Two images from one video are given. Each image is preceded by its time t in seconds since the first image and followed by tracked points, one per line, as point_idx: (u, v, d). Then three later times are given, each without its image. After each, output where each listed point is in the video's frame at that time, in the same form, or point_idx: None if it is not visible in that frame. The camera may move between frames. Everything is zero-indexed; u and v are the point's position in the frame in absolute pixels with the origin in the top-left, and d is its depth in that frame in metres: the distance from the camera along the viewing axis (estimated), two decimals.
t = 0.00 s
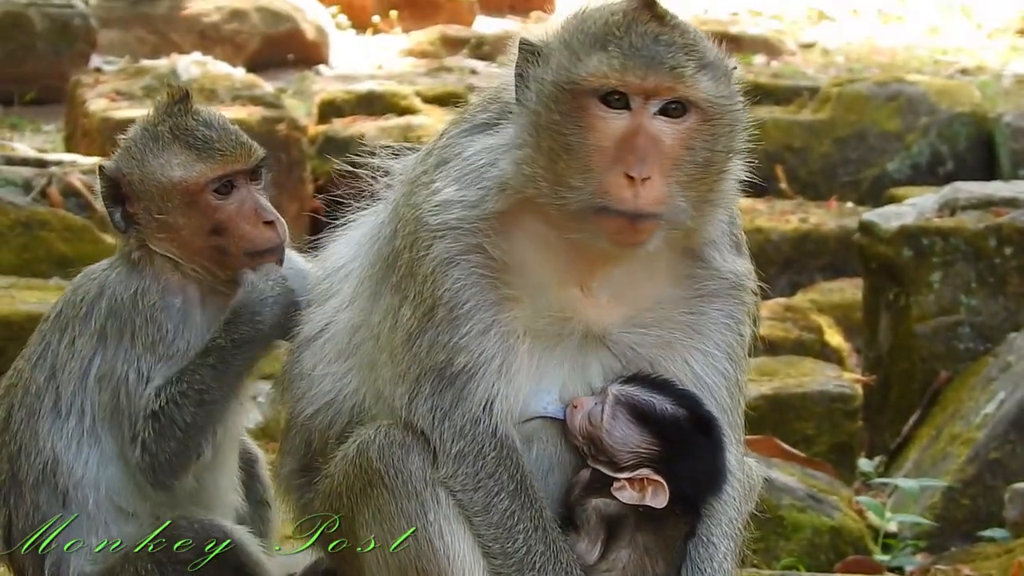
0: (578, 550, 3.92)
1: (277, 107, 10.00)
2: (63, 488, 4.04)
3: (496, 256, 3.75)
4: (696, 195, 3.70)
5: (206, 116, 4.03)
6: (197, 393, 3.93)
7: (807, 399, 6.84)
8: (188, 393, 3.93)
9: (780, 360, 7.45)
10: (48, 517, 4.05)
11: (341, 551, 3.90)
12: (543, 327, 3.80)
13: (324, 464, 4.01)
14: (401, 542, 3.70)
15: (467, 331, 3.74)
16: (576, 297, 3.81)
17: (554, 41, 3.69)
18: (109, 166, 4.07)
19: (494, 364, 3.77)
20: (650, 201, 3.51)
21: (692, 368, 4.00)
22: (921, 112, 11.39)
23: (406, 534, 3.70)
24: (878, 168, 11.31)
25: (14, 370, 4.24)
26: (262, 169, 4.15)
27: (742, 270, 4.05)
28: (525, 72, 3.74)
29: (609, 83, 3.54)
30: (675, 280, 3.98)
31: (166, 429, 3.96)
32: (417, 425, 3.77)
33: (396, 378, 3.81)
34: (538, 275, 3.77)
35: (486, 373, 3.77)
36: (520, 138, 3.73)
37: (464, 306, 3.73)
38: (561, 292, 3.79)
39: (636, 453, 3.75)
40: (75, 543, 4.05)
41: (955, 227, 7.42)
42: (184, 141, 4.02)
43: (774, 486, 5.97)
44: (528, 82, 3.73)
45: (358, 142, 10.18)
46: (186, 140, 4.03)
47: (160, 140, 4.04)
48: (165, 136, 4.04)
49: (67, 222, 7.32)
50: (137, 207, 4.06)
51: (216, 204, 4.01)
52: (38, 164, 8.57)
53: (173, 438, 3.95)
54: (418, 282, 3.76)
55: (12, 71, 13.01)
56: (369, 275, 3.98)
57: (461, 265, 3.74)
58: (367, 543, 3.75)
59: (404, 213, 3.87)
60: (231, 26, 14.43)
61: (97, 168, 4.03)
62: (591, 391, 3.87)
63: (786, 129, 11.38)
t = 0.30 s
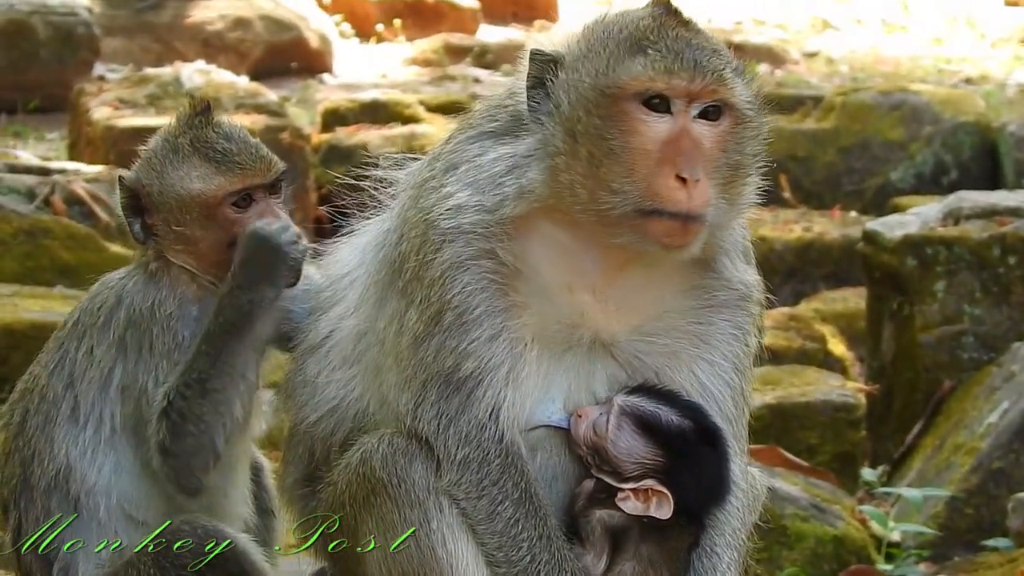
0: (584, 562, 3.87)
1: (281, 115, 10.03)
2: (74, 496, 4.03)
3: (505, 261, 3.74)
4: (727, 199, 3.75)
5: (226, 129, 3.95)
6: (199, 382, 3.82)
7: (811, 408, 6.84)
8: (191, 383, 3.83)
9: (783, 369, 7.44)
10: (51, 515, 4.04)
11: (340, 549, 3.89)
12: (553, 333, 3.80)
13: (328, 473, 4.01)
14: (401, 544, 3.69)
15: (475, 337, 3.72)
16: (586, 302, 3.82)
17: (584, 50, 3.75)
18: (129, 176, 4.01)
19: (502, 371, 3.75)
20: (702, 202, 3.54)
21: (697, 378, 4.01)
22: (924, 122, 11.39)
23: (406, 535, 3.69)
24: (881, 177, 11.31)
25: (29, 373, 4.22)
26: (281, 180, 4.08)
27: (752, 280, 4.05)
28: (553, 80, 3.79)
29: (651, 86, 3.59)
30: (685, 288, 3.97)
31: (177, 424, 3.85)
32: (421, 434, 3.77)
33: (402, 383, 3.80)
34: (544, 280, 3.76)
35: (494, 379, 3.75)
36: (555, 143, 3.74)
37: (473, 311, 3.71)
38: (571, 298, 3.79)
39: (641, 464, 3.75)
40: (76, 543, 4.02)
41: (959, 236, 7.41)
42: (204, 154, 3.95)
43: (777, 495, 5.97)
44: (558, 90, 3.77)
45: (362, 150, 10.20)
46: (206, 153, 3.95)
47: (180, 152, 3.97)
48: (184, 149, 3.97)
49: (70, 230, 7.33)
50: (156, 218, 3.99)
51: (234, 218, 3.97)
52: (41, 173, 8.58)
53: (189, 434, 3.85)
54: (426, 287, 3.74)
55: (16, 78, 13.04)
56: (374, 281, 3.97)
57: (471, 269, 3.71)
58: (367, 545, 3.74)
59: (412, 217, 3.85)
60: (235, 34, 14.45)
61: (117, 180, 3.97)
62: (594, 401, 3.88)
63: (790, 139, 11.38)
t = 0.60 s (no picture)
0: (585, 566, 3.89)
1: (285, 121, 10.05)
2: (80, 502, 4.02)
3: (510, 264, 3.74)
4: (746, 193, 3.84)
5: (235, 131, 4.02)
6: (221, 355, 3.83)
7: (814, 413, 6.84)
8: (214, 356, 3.84)
9: (786, 375, 7.44)
10: (51, 515, 4.03)
11: (339, 549, 3.88)
12: (558, 334, 3.81)
13: (329, 478, 4.01)
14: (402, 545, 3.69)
15: (480, 339, 3.72)
16: (593, 303, 3.84)
17: (605, 50, 3.82)
18: (139, 186, 4.05)
19: (506, 374, 3.75)
20: (747, 196, 3.60)
21: (701, 382, 4.01)
22: (928, 128, 11.40)
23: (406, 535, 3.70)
24: (885, 183, 11.32)
25: (35, 378, 4.22)
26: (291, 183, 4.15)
27: (755, 285, 4.08)
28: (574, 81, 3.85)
29: (685, 81, 3.67)
30: (690, 292, 3.99)
31: (198, 400, 3.82)
32: (423, 438, 3.78)
33: (405, 387, 3.80)
34: (548, 283, 3.79)
35: (499, 382, 3.75)
36: (585, 141, 3.77)
37: (478, 313, 3.71)
38: (577, 297, 3.82)
39: (644, 468, 3.74)
40: (75, 544, 4.01)
41: (962, 242, 7.41)
42: (214, 156, 4.01)
43: (780, 500, 5.97)
44: (581, 89, 3.82)
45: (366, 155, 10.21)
46: (215, 156, 4.01)
47: (189, 156, 4.03)
48: (194, 153, 4.03)
49: (74, 235, 7.37)
50: (168, 225, 4.03)
51: (247, 218, 4.02)
52: (45, 178, 8.60)
53: (210, 411, 3.81)
54: (429, 289, 3.74)
55: (20, 84, 13.05)
56: (376, 286, 3.97)
57: (477, 271, 3.71)
58: (367, 545, 3.75)
59: (416, 220, 3.85)
60: (239, 40, 14.45)
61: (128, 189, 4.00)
62: (597, 405, 3.89)
63: (794, 145, 11.38)
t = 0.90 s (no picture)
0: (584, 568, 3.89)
1: (288, 123, 10.05)
2: (79, 506, 4.02)
3: (510, 267, 3.74)
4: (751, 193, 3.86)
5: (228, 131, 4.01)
6: (225, 352, 3.83)
7: (816, 417, 6.84)
8: (219, 353, 3.84)
9: (788, 379, 7.44)
10: (51, 516, 4.03)
11: (340, 549, 3.88)
12: (558, 336, 3.81)
13: (329, 481, 4.01)
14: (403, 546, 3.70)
15: (480, 341, 3.72)
16: (594, 304, 3.83)
17: (611, 51, 3.84)
18: (134, 190, 4.03)
19: (506, 377, 3.75)
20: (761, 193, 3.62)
21: (700, 385, 4.02)
22: (930, 131, 11.40)
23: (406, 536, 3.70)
24: (888, 186, 11.32)
25: (35, 382, 4.23)
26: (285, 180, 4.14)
27: (754, 288, 4.09)
28: (580, 82, 3.86)
29: (695, 81, 3.70)
30: (691, 294, 4.00)
31: (203, 398, 3.83)
32: (422, 442, 3.78)
33: (405, 390, 3.80)
34: (549, 284, 3.79)
35: (499, 384, 3.75)
36: (595, 140, 3.79)
37: (479, 316, 3.70)
38: (578, 298, 3.81)
39: (639, 472, 3.80)
40: (76, 543, 4.01)
41: (965, 245, 7.42)
42: (207, 157, 3.99)
43: (782, 504, 5.96)
44: (589, 90, 3.83)
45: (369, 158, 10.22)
46: (208, 156, 4.00)
47: (182, 158, 4.01)
48: (186, 154, 4.01)
49: (76, 238, 7.38)
50: (164, 228, 4.02)
51: (243, 217, 4.02)
52: (47, 181, 8.61)
53: (213, 408, 3.82)
54: (429, 291, 3.74)
55: (23, 86, 13.06)
56: (376, 290, 3.98)
57: (478, 274, 3.71)
58: (367, 545, 3.75)
59: (417, 223, 3.84)
60: (242, 42, 14.46)
61: (124, 194, 3.99)
62: (594, 408, 3.89)
63: (797, 148, 11.38)
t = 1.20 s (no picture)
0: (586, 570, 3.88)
1: (289, 127, 10.07)
2: (78, 508, 4.02)
3: (512, 270, 3.74)
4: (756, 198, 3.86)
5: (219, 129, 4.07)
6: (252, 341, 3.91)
7: (818, 420, 6.84)
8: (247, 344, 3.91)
9: (790, 382, 7.44)
10: (50, 517, 4.04)
11: (340, 550, 3.87)
12: (559, 339, 3.81)
13: (329, 485, 4.01)
14: (403, 547, 3.70)
15: (482, 345, 3.72)
16: (595, 307, 3.85)
17: (618, 55, 3.84)
18: (126, 190, 4.08)
19: (508, 380, 3.74)
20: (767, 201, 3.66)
21: (700, 389, 4.02)
22: (932, 134, 11.39)
23: (406, 537, 3.70)
24: (890, 189, 11.33)
25: (33, 388, 4.23)
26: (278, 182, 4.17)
27: (754, 292, 4.10)
28: (587, 86, 3.85)
29: (705, 88, 3.71)
30: (692, 298, 4.00)
31: (228, 384, 3.93)
32: (422, 445, 3.78)
33: (405, 394, 3.80)
34: (551, 288, 3.80)
35: (500, 387, 3.74)
36: (606, 145, 3.78)
37: (479, 319, 3.70)
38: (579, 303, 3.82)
39: (638, 474, 3.81)
40: (76, 543, 4.02)
41: (966, 249, 7.41)
42: (198, 154, 4.05)
43: (783, 507, 5.97)
44: (596, 94, 3.83)
45: (370, 161, 10.23)
46: (199, 154, 4.06)
47: (173, 156, 4.07)
48: (178, 152, 4.07)
49: (78, 241, 7.36)
50: (156, 226, 4.06)
51: (232, 215, 4.02)
52: (49, 184, 8.63)
53: (239, 394, 3.89)
54: (430, 294, 3.74)
55: (24, 90, 13.07)
56: (377, 294, 3.98)
57: (479, 277, 3.71)
58: (366, 546, 3.75)
59: (418, 226, 3.84)
60: (244, 46, 14.46)
61: (115, 192, 4.03)
62: (594, 412, 3.90)
63: (798, 151, 11.38)
